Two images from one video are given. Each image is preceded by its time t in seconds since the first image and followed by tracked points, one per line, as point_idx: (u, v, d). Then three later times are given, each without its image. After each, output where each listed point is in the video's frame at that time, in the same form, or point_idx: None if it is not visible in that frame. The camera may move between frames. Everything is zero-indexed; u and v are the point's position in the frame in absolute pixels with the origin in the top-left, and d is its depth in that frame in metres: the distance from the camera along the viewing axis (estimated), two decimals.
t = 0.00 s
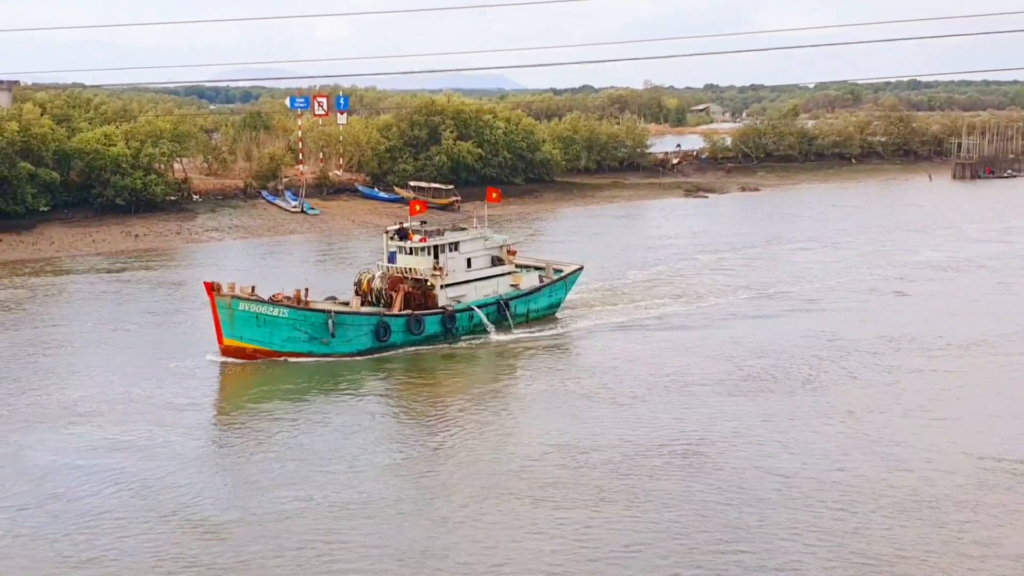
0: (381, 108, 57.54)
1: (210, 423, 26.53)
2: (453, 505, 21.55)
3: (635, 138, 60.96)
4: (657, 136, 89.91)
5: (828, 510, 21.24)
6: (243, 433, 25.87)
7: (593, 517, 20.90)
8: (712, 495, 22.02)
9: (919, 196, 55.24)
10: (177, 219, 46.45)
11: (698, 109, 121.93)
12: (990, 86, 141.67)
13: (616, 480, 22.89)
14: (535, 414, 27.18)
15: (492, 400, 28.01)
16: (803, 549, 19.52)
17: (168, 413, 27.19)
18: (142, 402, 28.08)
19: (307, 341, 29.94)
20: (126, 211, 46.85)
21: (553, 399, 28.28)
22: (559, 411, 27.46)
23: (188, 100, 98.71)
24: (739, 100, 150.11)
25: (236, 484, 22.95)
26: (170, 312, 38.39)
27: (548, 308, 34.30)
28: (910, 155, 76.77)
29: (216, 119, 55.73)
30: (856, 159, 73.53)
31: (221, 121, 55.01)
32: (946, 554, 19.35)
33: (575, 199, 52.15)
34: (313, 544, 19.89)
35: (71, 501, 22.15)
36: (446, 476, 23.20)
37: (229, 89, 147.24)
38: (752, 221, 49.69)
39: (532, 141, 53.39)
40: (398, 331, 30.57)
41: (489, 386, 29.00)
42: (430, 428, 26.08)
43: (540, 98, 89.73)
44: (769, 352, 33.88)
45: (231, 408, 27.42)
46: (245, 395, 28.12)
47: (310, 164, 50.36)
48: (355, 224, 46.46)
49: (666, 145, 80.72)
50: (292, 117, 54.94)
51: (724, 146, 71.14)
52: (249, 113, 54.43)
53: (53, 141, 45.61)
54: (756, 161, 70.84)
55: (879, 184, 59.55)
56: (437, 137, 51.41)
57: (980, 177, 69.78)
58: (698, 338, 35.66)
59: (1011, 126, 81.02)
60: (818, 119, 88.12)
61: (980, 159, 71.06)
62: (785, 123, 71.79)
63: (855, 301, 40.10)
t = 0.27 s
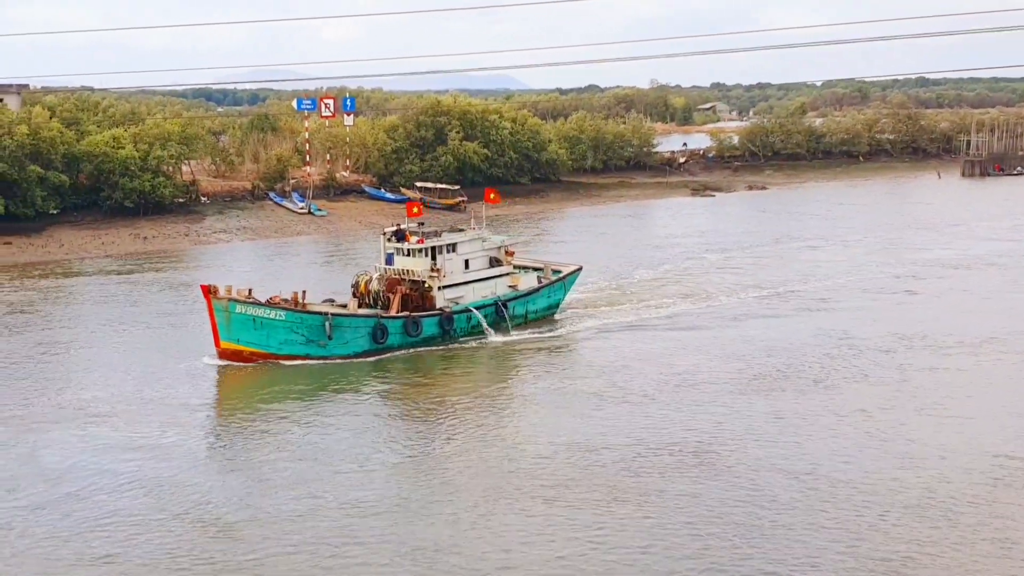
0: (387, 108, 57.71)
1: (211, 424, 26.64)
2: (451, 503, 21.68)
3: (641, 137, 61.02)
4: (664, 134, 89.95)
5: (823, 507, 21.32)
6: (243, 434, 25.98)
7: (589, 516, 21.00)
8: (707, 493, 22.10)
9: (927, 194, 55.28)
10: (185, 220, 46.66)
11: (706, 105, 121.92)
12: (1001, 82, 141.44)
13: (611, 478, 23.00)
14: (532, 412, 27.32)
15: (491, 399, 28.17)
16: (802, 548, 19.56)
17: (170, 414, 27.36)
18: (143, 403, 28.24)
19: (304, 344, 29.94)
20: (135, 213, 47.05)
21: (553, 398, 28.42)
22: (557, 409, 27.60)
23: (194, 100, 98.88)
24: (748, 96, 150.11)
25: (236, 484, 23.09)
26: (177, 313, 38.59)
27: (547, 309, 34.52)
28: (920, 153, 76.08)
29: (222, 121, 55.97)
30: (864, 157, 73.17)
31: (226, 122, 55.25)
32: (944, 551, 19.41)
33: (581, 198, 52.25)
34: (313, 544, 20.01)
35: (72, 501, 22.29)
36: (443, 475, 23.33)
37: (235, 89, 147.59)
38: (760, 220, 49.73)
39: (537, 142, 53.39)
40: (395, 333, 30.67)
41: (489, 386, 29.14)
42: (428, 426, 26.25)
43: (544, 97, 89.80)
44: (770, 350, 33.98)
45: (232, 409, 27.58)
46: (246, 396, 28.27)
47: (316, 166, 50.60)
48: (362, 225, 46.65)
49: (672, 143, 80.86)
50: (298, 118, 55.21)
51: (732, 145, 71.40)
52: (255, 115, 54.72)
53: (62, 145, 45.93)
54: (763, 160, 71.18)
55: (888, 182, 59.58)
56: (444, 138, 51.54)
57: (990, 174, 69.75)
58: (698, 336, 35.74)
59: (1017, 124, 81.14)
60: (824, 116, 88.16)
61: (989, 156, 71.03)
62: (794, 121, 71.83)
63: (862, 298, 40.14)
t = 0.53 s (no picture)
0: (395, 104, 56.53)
1: (203, 429, 25.42)
2: (451, 511, 20.45)
3: (657, 133, 59.73)
4: (678, 130, 88.50)
5: (841, 513, 20.04)
6: (235, 440, 24.76)
7: (592, 523, 19.75)
8: (717, 497, 20.83)
9: (952, 190, 53.94)
10: (189, 220, 45.52)
11: (723, 100, 120.50)
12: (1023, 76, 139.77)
13: (616, 483, 21.75)
14: (535, 417, 26.10)
15: (493, 403, 26.97)
16: (823, 556, 18.25)
17: (158, 419, 26.18)
18: (130, 407, 27.07)
19: (299, 349, 28.67)
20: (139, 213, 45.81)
21: (557, 401, 27.19)
22: (559, 413, 26.36)
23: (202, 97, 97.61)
24: (765, 92, 148.67)
25: (221, 490, 21.90)
26: (177, 315, 37.43)
27: (552, 312, 33.36)
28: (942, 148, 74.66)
29: (226, 118, 54.79)
30: (884, 153, 71.76)
31: (231, 120, 54.14)
32: (974, 559, 18.11)
33: (595, 196, 50.98)
34: (301, 552, 18.81)
35: (53, 507, 21.13)
36: (438, 481, 22.11)
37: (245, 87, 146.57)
38: (779, 217, 48.41)
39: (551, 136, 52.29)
40: (394, 337, 29.40)
41: (490, 390, 27.93)
42: (425, 430, 25.05)
43: (555, 92, 88.47)
44: (785, 351, 32.71)
45: (223, 413, 26.40)
46: (238, 400, 27.09)
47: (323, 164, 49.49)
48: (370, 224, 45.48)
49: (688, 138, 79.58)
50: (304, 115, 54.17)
51: (750, 141, 70.24)
52: (260, 112, 53.64)
53: (63, 144, 44.88)
54: (781, 155, 70.05)
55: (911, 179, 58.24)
56: (453, 134, 50.44)
57: (1015, 170, 68.32)
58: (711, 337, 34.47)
59: None
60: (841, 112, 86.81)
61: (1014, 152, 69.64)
62: (813, 115, 70.50)
63: (885, 297, 38.80)
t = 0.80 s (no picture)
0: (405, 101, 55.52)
1: (197, 430, 24.38)
2: (457, 517, 19.39)
3: (674, 129, 58.59)
4: (695, 126, 87.32)
5: (860, 521, 18.94)
6: (230, 442, 23.72)
7: (607, 529, 18.67)
8: (728, 503, 19.72)
9: (977, 189, 52.75)
10: (195, 216, 44.54)
11: (741, 97, 119.23)
12: None
13: (622, 488, 20.66)
14: (538, 419, 25.04)
15: (496, 405, 25.91)
16: (847, 567, 17.12)
17: (148, 420, 25.14)
18: (119, 408, 26.03)
19: (296, 350, 27.53)
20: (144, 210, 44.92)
21: (563, 403, 26.12)
22: (564, 415, 25.30)
23: (211, 94, 96.51)
24: (785, 88, 147.29)
25: (208, 494, 20.86)
26: (179, 313, 36.43)
27: (558, 313, 32.28)
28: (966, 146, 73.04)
29: (233, 113, 53.82)
30: (908, 150, 70.33)
31: (237, 115, 53.18)
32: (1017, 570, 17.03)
33: (610, 193, 49.87)
34: (293, 561, 17.73)
35: (35, 512, 20.05)
36: (440, 485, 21.05)
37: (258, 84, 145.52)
38: (800, 215, 47.26)
39: (565, 131, 51.53)
40: (394, 339, 28.29)
41: (494, 391, 26.87)
42: (424, 432, 24.01)
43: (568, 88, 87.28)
44: (801, 352, 31.59)
45: (215, 415, 25.36)
46: (231, 401, 26.04)
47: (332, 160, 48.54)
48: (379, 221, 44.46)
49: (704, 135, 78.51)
50: (311, 109, 53.31)
51: (770, 138, 69.38)
52: (267, 105, 52.70)
53: (68, 138, 44.05)
54: (802, 152, 69.33)
55: (935, 177, 57.05)
56: (464, 129, 49.68)
57: None
58: (724, 338, 33.37)
59: None
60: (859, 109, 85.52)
61: None
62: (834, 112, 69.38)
63: (909, 297, 37.63)
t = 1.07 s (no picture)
0: (432, 95, 55.11)
1: (209, 429, 24.01)
2: (470, 520, 18.95)
3: (705, 122, 57.98)
4: (727, 120, 86.53)
5: (879, 525, 18.42)
6: (241, 441, 23.34)
7: (625, 533, 18.19)
8: (743, 506, 19.22)
9: (1014, 183, 51.95)
10: (220, 212, 44.23)
11: (775, 88, 118.25)
12: None
13: (635, 488, 20.20)
14: (554, 419, 24.60)
15: (512, 404, 25.49)
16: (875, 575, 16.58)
17: (160, 418, 24.80)
18: (130, 406, 25.70)
19: (310, 349, 27.11)
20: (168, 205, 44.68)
21: (580, 402, 25.66)
22: (579, 415, 24.85)
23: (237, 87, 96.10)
24: (822, 79, 146.05)
25: (215, 493, 20.50)
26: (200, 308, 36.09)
27: (576, 311, 31.84)
28: (1004, 139, 71.97)
29: (257, 107, 53.53)
30: (944, 144, 69.39)
31: (262, 109, 52.95)
32: None
33: (639, 188, 49.31)
34: (303, 565, 17.31)
35: (41, 511, 19.69)
36: (452, 486, 20.61)
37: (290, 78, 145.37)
38: (833, 210, 46.59)
39: (593, 126, 50.94)
40: (409, 338, 27.85)
41: (510, 391, 26.44)
42: (438, 432, 23.58)
43: (598, 81, 86.60)
44: (827, 349, 31.04)
45: (227, 413, 25.00)
46: (245, 399, 25.69)
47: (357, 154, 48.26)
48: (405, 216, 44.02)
49: (736, 129, 77.64)
50: (336, 103, 53.01)
51: (802, 131, 68.61)
52: (291, 100, 52.44)
53: (93, 133, 43.92)
54: (834, 146, 68.18)
55: (971, 172, 56.21)
56: (491, 124, 49.21)
57: None
58: (748, 335, 32.78)
59: None
60: (895, 101, 84.54)
61: None
62: (869, 105, 68.45)
63: (943, 293, 36.96)
